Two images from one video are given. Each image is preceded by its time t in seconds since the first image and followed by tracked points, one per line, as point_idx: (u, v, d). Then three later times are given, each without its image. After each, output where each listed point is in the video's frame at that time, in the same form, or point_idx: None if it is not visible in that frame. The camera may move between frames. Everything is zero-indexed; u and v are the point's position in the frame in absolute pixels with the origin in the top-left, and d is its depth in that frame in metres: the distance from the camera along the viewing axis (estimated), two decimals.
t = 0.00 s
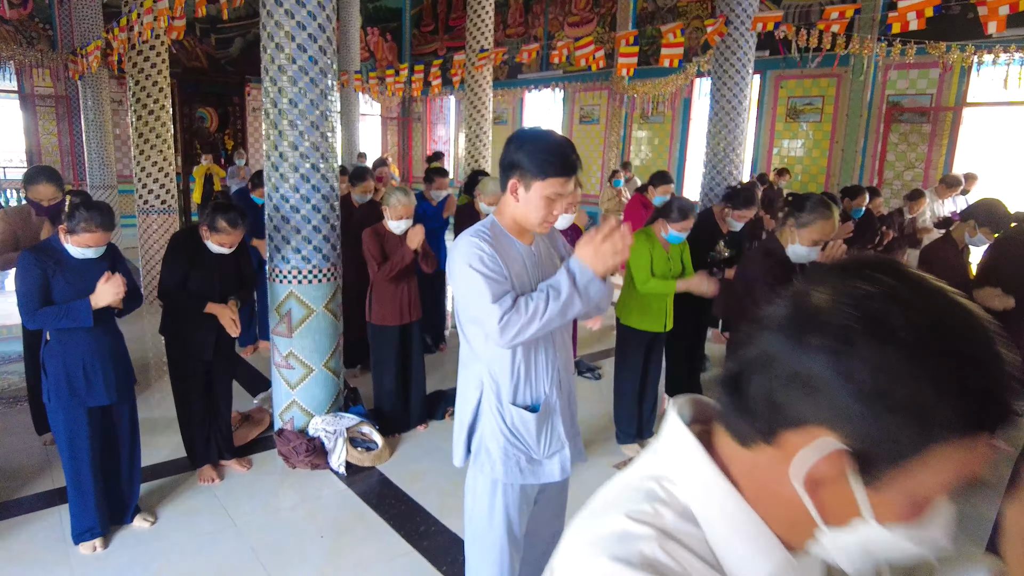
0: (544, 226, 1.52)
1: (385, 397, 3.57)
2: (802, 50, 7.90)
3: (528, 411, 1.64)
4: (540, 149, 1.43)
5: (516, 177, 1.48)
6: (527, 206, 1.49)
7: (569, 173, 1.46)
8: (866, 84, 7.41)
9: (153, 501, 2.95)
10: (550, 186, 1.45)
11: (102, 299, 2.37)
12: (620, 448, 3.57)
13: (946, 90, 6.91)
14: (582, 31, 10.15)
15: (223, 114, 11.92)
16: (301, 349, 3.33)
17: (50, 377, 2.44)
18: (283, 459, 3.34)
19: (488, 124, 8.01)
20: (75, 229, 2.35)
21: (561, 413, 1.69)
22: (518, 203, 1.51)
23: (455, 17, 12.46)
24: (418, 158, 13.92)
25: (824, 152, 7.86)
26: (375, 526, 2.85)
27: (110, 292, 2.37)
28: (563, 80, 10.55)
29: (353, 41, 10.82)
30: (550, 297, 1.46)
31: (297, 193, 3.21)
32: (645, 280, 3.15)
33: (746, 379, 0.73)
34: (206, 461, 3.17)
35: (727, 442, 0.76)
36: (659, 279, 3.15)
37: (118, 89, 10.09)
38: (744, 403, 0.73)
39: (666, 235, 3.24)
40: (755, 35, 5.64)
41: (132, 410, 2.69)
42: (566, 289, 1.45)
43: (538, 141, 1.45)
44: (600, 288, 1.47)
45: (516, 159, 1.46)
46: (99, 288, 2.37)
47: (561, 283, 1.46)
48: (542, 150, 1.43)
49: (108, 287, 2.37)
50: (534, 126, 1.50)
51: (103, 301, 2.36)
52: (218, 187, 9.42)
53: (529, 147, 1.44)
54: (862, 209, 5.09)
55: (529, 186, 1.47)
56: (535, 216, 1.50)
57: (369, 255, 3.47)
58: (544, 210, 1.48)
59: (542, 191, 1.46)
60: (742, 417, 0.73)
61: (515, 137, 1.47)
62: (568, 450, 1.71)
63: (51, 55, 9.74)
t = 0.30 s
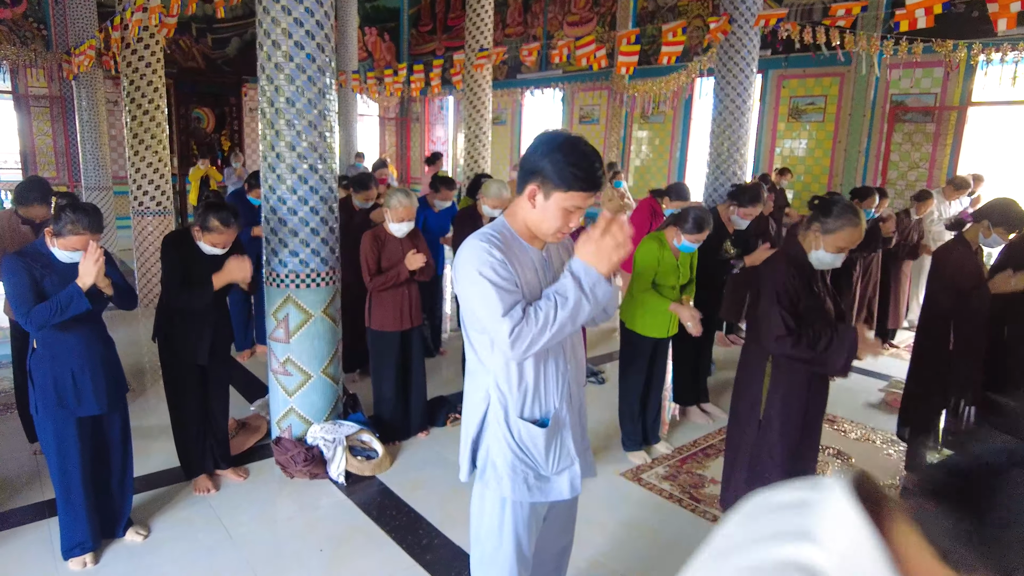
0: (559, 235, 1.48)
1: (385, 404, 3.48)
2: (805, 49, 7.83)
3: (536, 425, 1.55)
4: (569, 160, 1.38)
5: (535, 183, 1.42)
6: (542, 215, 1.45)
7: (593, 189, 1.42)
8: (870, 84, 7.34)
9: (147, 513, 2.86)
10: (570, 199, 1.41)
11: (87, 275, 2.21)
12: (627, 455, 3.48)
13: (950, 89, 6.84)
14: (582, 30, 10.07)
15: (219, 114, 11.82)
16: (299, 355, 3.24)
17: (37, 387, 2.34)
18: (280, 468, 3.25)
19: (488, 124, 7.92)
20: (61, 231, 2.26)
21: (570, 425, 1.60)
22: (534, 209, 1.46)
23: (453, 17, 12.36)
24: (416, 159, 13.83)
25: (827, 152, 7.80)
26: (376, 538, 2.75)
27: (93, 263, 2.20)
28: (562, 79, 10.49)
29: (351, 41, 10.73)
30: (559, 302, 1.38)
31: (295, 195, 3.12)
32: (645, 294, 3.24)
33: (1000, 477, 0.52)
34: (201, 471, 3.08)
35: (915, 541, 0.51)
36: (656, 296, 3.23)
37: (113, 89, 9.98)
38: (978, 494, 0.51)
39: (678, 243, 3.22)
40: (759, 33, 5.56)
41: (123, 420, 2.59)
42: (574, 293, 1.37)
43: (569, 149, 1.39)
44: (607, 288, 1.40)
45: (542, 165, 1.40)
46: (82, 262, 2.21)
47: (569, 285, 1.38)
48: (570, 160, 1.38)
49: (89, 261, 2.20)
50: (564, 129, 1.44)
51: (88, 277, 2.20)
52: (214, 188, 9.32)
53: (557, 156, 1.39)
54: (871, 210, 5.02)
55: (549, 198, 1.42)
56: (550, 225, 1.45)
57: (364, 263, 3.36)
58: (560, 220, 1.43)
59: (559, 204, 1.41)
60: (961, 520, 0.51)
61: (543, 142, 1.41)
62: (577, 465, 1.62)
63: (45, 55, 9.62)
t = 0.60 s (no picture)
0: (589, 241, 1.44)
1: (387, 413, 3.38)
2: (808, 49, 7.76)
3: (553, 446, 1.44)
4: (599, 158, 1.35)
5: (564, 186, 1.38)
6: (574, 219, 1.40)
7: (622, 190, 1.38)
8: (874, 84, 7.27)
9: (141, 529, 2.75)
10: (603, 199, 1.37)
11: (79, 297, 2.13)
12: (637, 465, 3.38)
13: (956, 90, 6.76)
14: (581, 29, 9.98)
15: (215, 114, 11.68)
16: (299, 362, 3.14)
17: (26, 399, 2.23)
18: (280, 480, 3.14)
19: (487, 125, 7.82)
20: (51, 236, 2.15)
21: (589, 450, 1.50)
22: (563, 215, 1.41)
23: (451, 16, 12.26)
24: (414, 159, 13.74)
25: (830, 153, 7.74)
26: (381, 554, 2.65)
27: (85, 286, 2.12)
28: (562, 79, 10.41)
29: (348, 40, 10.62)
30: (567, 372, 1.35)
31: (295, 197, 3.01)
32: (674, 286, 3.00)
33: None
34: (197, 484, 2.96)
35: None
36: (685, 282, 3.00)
37: (108, 89, 9.85)
38: None
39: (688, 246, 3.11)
40: (765, 32, 5.49)
41: (116, 431, 2.48)
42: (586, 373, 1.37)
43: (598, 146, 1.36)
44: (605, 373, 1.40)
45: (572, 165, 1.36)
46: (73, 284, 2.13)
47: (585, 358, 1.37)
48: (599, 159, 1.35)
49: (82, 283, 2.12)
50: (592, 127, 1.42)
51: (80, 299, 2.12)
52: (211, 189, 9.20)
53: (587, 154, 1.35)
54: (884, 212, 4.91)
55: (580, 198, 1.38)
56: (581, 230, 1.40)
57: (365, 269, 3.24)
58: (592, 224, 1.39)
59: (590, 206, 1.37)
60: None
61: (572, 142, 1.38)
62: (595, 491, 1.51)
63: (38, 53, 9.47)
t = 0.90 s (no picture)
0: (617, 252, 1.34)
1: (390, 424, 3.28)
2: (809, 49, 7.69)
3: (578, 470, 1.32)
4: (628, 164, 1.25)
5: (591, 193, 1.28)
6: (601, 229, 1.30)
7: (652, 199, 1.28)
8: (876, 84, 7.21)
9: (135, 547, 2.64)
10: (632, 208, 1.27)
11: (71, 335, 2.05)
12: (646, 475, 3.30)
13: (959, 91, 6.70)
14: (579, 29, 9.90)
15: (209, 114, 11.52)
16: (299, 372, 3.03)
17: (14, 416, 2.12)
18: (279, 494, 3.03)
19: (486, 125, 7.72)
20: (40, 244, 2.04)
21: (615, 472, 1.39)
22: (590, 224, 1.31)
23: (447, 16, 12.13)
24: (410, 160, 13.63)
25: (831, 154, 7.69)
26: (385, 572, 2.55)
27: (81, 328, 2.05)
28: (560, 79, 10.33)
29: (344, 40, 10.50)
30: (602, 367, 1.21)
31: (294, 200, 2.90)
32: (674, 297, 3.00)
33: None
34: (194, 498, 2.86)
35: None
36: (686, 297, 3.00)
37: (99, 88, 9.70)
38: None
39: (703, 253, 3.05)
40: (770, 32, 5.42)
41: (109, 448, 2.37)
42: (621, 361, 1.22)
43: (627, 152, 1.26)
44: (645, 366, 1.26)
45: (599, 172, 1.26)
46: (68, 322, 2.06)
47: (615, 348, 1.23)
48: (629, 164, 1.25)
49: (77, 324, 2.05)
50: (615, 130, 1.32)
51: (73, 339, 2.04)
52: (205, 190, 9.07)
53: (615, 161, 1.25)
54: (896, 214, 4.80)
55: (607, 208, 1.28)
56: (609, 241, 1.31)
57: (371, 272, 3.14)
58: (620, 233, 1.29)
59: (618, 213, 1.27)
60: None
61: (600, 146, 1.28)
62: (621, 513, 1.40)
63: (28, 52, 9.31)
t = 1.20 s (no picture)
0: (635, 260, 1.29)
1: (391, 432, 3.21)
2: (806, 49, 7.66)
3: (606, 487, 1.27)
4: (660, 172, 1.19)
5: (617, 198, 1.23)
6: (623, 237, 1.26)
7: (680, 210, 1.23)
8: (873, 84, 7.18)
9: (130, 562, 2.56)
10: (658, 219, 1.22)
11: (59, 309, 1.92)
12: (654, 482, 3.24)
13: (957, 90, 6.69)
14: (575, 30, 9.84)
15: (203, 115, 11.40)
16: (299, 379, 2.96)
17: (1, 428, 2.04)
18: (279, 504, 2.96)
19: (483, 126, 7.66)
20: (27, 248, 1.96)
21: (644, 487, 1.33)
22: (611, 229, 1.26)
23: (441, 16, 12.05)
24: (405, 161, 13.55)
25: (828, 155, 7.66)
26: None
27: (65, 294, 1.92)
28: (555, 80, 10.29)
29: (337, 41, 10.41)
30: (632, 350, 1.16)
31: (293, 203, 2.83)
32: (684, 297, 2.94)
33: None
34: (192, 510, 2.78)
35: None
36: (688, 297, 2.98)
37: (91, 89, 9.58)
38: None
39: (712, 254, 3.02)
40: (770, 31, 5.39)
41: (101, 464, 2.27)
42: (646, 336, 1.16)
43: (657, 159, 1.21)
44: (684, 322, 1.20)
45: (628, 178, 1.21)
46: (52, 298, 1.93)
47: (637, 320, 1.17)
48: (661, 173, 1.19)
49: (62, 292, 1.92)
50: (645, 130, 1.27)
51: (60, 311, 1.92)
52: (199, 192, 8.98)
53: (645, 167, 1.20)
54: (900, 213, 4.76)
55: (631, 215, 1.23)
56: (629, 247, 1.26)
57: (377, 270, 3.03)
58: (641, 243, 1.25)
59: (642, 224, 1.22)
60: None
61: (630, 148, 1.22)
62: (648, 531, 1.35)
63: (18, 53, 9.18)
